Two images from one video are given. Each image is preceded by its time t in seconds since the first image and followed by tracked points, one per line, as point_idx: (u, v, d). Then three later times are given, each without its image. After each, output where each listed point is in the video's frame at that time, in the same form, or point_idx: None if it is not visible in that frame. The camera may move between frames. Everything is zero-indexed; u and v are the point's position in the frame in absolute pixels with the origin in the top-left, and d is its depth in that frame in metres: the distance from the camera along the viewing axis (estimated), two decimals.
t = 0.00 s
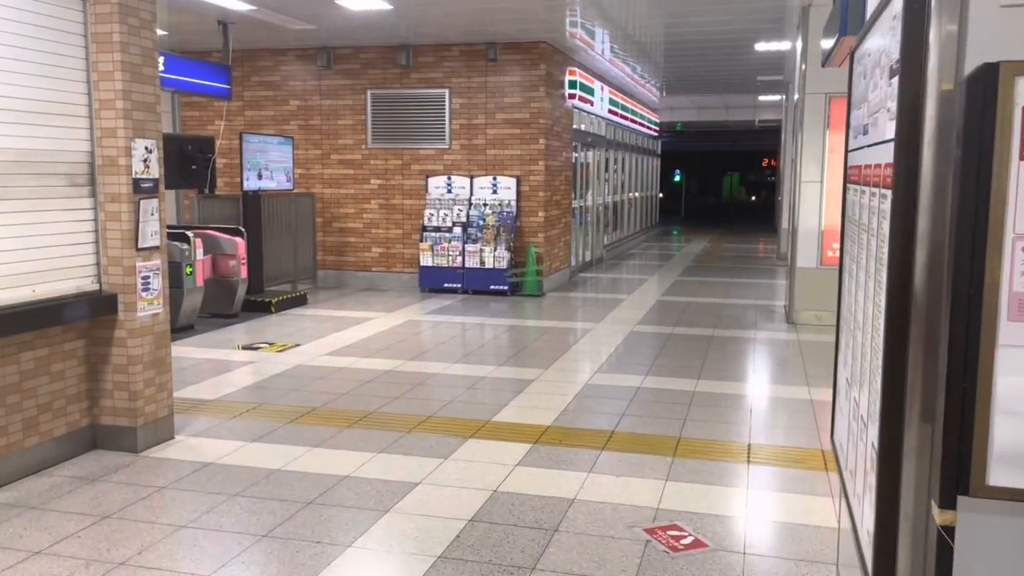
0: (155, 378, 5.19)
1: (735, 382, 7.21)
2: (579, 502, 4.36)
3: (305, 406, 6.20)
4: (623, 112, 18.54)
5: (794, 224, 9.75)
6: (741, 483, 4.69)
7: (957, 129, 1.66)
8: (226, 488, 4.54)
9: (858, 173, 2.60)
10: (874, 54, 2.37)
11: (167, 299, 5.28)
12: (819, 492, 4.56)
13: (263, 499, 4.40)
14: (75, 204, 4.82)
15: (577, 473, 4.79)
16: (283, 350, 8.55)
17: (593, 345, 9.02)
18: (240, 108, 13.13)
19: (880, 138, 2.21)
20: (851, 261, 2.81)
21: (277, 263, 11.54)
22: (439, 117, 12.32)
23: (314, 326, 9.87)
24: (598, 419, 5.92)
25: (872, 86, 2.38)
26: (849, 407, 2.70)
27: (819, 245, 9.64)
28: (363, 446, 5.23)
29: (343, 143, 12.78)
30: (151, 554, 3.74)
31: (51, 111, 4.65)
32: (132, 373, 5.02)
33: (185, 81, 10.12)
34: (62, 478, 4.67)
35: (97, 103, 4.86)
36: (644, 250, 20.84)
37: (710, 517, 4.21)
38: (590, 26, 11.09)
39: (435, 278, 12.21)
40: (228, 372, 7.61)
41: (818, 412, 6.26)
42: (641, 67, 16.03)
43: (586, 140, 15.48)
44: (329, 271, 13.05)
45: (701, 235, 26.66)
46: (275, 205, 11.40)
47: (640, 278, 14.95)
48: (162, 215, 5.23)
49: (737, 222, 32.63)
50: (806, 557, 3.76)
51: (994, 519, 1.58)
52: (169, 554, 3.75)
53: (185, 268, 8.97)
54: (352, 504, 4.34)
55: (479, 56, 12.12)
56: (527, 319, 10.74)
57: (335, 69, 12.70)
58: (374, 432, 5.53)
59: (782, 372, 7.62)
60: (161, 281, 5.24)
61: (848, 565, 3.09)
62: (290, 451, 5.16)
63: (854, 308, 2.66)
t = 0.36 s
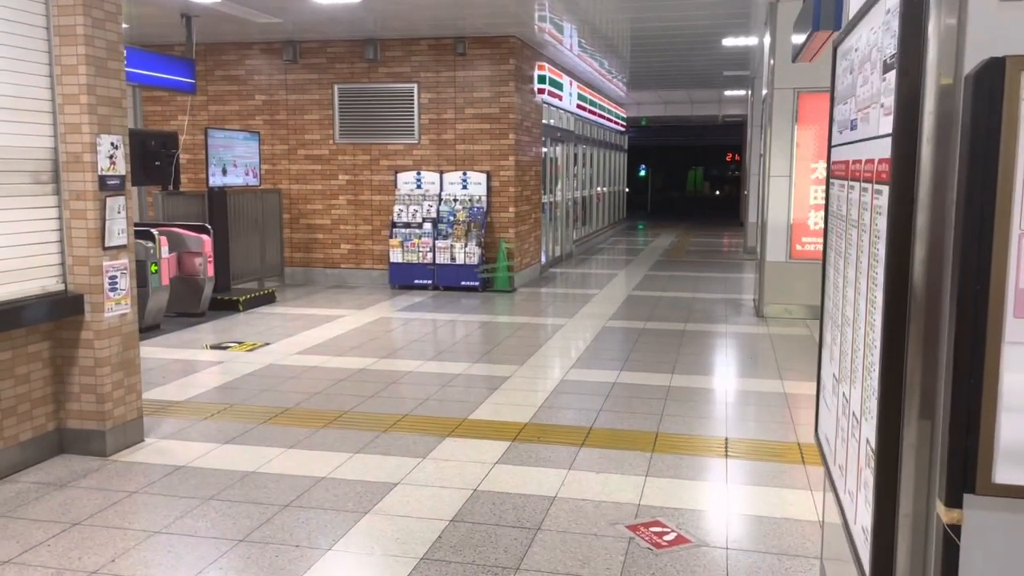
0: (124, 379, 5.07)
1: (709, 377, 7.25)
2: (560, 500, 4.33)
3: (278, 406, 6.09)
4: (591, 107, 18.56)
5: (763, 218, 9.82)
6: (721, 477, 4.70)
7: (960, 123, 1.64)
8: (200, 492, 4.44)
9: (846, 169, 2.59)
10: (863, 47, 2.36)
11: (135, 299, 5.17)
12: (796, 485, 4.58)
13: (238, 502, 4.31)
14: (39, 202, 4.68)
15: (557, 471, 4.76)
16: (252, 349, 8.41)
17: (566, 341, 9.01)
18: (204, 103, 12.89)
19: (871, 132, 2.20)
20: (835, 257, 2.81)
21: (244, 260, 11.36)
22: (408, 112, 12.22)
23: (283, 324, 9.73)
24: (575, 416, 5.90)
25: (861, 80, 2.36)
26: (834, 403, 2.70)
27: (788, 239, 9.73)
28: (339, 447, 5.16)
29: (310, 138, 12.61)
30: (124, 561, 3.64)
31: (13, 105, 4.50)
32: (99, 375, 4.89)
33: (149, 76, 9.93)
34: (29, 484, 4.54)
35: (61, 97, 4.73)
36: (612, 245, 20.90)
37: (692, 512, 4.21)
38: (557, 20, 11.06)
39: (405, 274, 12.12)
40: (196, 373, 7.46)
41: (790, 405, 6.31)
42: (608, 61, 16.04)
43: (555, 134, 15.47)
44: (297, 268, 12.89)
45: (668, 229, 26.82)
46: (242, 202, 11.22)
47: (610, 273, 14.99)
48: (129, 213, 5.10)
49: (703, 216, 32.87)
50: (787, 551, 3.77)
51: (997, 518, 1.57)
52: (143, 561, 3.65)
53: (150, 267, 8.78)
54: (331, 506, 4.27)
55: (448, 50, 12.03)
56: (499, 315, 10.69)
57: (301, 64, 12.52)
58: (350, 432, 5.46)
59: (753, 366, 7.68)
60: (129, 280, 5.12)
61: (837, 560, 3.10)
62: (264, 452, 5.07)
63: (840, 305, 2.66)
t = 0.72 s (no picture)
0: (115, 381, 5.03)
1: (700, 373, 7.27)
2: (558, 498, 4.34)
3: (270, 406, 6.06)
4: (577, 105, 18.57)
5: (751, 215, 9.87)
6: (716, 474, 4.72)
7: (972, 119, 1.65)
8: (194, 494, 4.41)
9: (848, 167, 2.61)
10: (866, 46, 2.38)
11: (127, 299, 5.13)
12: (790, 481, 4.61)
13: (234, 504, 4.27)
14: (29, 202, 4.63)
15: (553, 468, 4.77)
16: (241, 349, 8.36)
17: (557, 339, 9.02)
18: (189, 101, 12.79)
19: (876, 130, 2.22)
20: (836, 256, 2.83)
21: (231, 259, 11.29)
22: (395, 110, 12.18)
23: (272, 324, 9.68)
24: (569, 414, 5.90)
25: (865, 78, 2.38)
26: (837, 400, 2.72)
27: (776, 236, 9.78)
28: (334, 447, 5.14)
29: (296, 136, 12.54)
30: (120, 565, 3.61)
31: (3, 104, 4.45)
32: (91, 377, 4.85)
33: (134, 74, 9.85)
34: (21, 487, 4.49)
35: (51, 97, 4.69)
36: (598, 242, 20.93)
37: (687, 509, 4.23)
38: (544, 18, 11.07)
39: (394, 273, 12.09)
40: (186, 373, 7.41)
41: (781, 401, 6.35)
42: (593, 59, 16.05)
43: (542, 132, 15.47)
44: (284, 267, 12.83)
45: (654, 226, 26.89)
46: (228, 200, 11.15)
47: (597, 270, 15.02)
48: (120, 213, 5.07)
49: (688, 213, 32.99)
50: (785, 547, 3.79)
51: (1009, 515, 1.55)
52: (140, 565, 3.62)
53: (137, 266, 8.71)
54: (328, 506, 4.25)
55: (435, 48, 12.00)
56: (488, 313, 10.69)
57: (287, 62, 12.45)
58: (344, 432, 5.44)
59: (743, 362, 7.72)
60: (120, 280, 5.09)
61: (837, 555, 3.13)
62: (258, 453, 5.04)
63: (842, 303, 2.68)
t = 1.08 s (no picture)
0: (113, 378, 5.01)
1: (696, 368, 7.29)
2: (559, 493, 4.34)
3: (268, 403, 6.05)
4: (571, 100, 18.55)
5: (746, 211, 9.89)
6: (716, 468, 4.73)
7: (981, 112, 1.65)
8: (193, 491, 4.40)
9: (851, 161, 2.61)
10: (870, 40, 2.38)
11: (124, 296, 5.11)
12: (788, 475, 4.62)
13: (233, 501, 4.27)
14: (24, 198, 4.61)
15: (553, 464, 4.77)
16: (237, 346, 8.34)
17: (553, 334, 9.02)
18: (183, 97, 12.74)
19: (881, 125, 2.21)
20: (838, 250, 2.84)
21: (226, 256, 11.26)
22: (389, 105, 12.16)
23: (267, 320, 9.66)
24: (567, 409, 5.90)
25: (869, 73, 2.38)
26: (839, 394, 2.74)
27: (772, 231, 9.80)
28: (333, 444, 5.13)
29: (290, 132, 12.50)
30: (120, 563, 3.60)
31: None
32: (89, 374, 4.83)
33: (127, 69, 9.81)
34: (19, 485, 4.47)
35: (46, 93, 4.66)
36: (593, 238, 20.93)
37: (686, 504, 4.23)
38: (538, 14, 11.04)
39: (389, 269, 12.07)
40: (182, 370, 7.39)
41: (778, 395, 6.36)
42: (587, 55, 16.04)
43: (537, 128, 15.47)
44: (279, 263, 12.80)
45: (647, 222, 26.93)
46: (222, 197, 11.11)
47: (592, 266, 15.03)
48: (116, 209, 5.05)
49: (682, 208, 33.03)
50: (785, 540, 3.81)
51: (1018, 509, 1.55)
52: (140, 562, 3.61)
53: (132, 263, 8.69)
54: (328, 502, 4.25)
55: (429, 43, 11.97)
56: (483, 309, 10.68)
57: (281, 57, 12.40)
58: (342, 428, 5.43)
59: (739, 357, 7.73)
60: (117, 277, 5.07)
61: (837, 547, 3.14)
62: (257, 450, 5.03)
63: (845, 297, 2.68)
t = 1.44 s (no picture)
0: (114, 373, 5.01)
1: (696, 364, 7.28)
2: (560, 488, 4.34)
3: (269, 399, 6.04)
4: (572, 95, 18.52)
5: (748, 206, 9.88)
6: (717, 464, 4.73)
7: (987, 106, 1.64)
8: (195, 486, 4.39)
9: (855, 156, 2.61)
10: (874, 35, 2.37)
11: (125, 291, 5.11)
12: (790, 471, 4.62)
13: (234, 496, 4.26)
14: (25, 192, 4.60)
15: (554, 459, 4.76)
16: (238, 341, 8.34)
17: (554, 330, 9.02)
18: (183, 91, 12.71)
19: (886, 120, 2.20)
20: (841, 245, 2.83)
21: (227, 250, 11.25)
22: (390, 100, 12.13)
23: (267, 315, 9.65)
24: (568, 405, 5.90)
25: (873, 68, 2.37)
26: (842, 390, 2.73)
27: (774, 226, 9.79)
28: (334, 439, 5.13)
29: (291, 127, 12.48)
30: (123, 558, 3.60)
31: None
32: (90, 369, 4.82)
33: (127, 63, 9.78)
34: (20, 480, 4.47)
35: (47, 87, 4.65)
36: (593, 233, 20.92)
37: (688, 500, 4.22)
38: (539, 8, 11.01)
39: (390, 264, 12.06)
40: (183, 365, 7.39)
41: (779, 391, 6.36)
42: (588, 49, 15.99)
43: (538, 122, 15.44)
44: (280, 258, 12.79)
45: (648, 217, 26.91)
46: (222, 191, 11.09)
47: (593, 261, 15.02)
48: (117, 204, 5.04)
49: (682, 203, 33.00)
50: (787, 536, 3.80)
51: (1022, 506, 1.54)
52: (142, 557, 3.61)
53: (133, 258, 8.70)
54: (330, 498, 4.25)
55: (430, 38, 11.95)
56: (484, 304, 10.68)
57: (281, 51, 12.37)
58: (343, 423, 5.43)
59: (740, 353, 7.72)
60: (118, 272, 5.06)
61: (840, 544, 3.14)
62: (258, 445, 5.03)
63: (848, 293, 2.68)
